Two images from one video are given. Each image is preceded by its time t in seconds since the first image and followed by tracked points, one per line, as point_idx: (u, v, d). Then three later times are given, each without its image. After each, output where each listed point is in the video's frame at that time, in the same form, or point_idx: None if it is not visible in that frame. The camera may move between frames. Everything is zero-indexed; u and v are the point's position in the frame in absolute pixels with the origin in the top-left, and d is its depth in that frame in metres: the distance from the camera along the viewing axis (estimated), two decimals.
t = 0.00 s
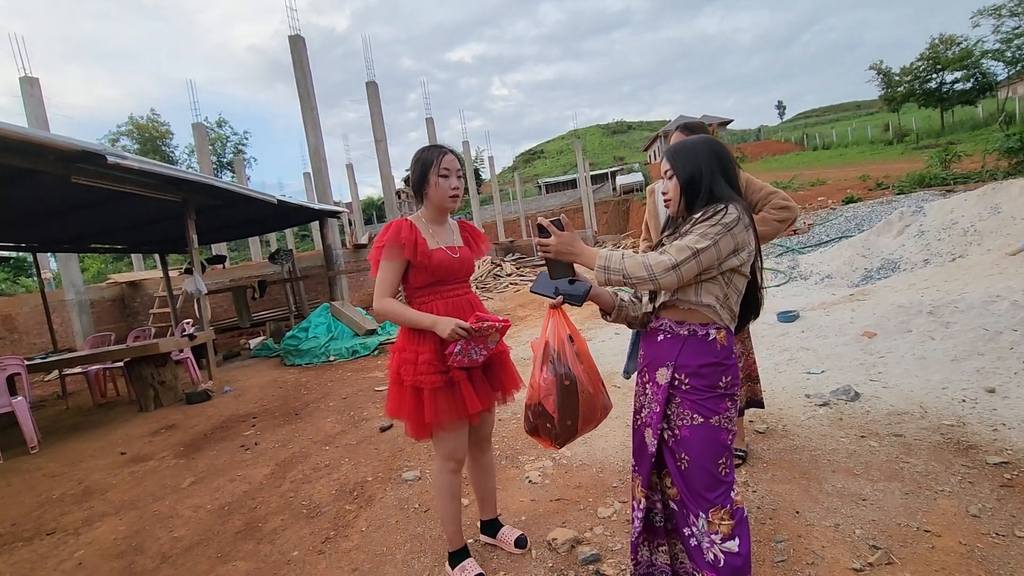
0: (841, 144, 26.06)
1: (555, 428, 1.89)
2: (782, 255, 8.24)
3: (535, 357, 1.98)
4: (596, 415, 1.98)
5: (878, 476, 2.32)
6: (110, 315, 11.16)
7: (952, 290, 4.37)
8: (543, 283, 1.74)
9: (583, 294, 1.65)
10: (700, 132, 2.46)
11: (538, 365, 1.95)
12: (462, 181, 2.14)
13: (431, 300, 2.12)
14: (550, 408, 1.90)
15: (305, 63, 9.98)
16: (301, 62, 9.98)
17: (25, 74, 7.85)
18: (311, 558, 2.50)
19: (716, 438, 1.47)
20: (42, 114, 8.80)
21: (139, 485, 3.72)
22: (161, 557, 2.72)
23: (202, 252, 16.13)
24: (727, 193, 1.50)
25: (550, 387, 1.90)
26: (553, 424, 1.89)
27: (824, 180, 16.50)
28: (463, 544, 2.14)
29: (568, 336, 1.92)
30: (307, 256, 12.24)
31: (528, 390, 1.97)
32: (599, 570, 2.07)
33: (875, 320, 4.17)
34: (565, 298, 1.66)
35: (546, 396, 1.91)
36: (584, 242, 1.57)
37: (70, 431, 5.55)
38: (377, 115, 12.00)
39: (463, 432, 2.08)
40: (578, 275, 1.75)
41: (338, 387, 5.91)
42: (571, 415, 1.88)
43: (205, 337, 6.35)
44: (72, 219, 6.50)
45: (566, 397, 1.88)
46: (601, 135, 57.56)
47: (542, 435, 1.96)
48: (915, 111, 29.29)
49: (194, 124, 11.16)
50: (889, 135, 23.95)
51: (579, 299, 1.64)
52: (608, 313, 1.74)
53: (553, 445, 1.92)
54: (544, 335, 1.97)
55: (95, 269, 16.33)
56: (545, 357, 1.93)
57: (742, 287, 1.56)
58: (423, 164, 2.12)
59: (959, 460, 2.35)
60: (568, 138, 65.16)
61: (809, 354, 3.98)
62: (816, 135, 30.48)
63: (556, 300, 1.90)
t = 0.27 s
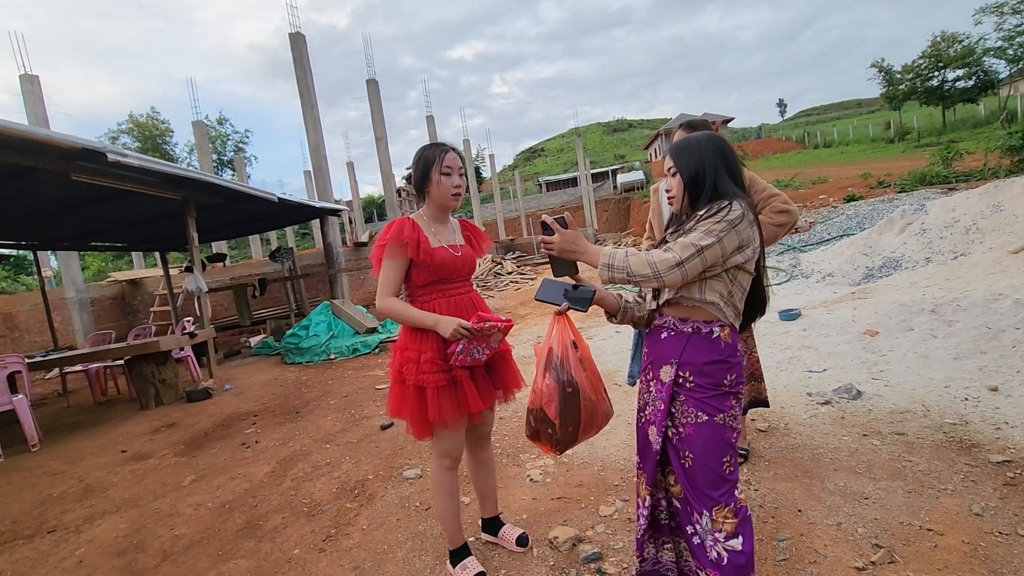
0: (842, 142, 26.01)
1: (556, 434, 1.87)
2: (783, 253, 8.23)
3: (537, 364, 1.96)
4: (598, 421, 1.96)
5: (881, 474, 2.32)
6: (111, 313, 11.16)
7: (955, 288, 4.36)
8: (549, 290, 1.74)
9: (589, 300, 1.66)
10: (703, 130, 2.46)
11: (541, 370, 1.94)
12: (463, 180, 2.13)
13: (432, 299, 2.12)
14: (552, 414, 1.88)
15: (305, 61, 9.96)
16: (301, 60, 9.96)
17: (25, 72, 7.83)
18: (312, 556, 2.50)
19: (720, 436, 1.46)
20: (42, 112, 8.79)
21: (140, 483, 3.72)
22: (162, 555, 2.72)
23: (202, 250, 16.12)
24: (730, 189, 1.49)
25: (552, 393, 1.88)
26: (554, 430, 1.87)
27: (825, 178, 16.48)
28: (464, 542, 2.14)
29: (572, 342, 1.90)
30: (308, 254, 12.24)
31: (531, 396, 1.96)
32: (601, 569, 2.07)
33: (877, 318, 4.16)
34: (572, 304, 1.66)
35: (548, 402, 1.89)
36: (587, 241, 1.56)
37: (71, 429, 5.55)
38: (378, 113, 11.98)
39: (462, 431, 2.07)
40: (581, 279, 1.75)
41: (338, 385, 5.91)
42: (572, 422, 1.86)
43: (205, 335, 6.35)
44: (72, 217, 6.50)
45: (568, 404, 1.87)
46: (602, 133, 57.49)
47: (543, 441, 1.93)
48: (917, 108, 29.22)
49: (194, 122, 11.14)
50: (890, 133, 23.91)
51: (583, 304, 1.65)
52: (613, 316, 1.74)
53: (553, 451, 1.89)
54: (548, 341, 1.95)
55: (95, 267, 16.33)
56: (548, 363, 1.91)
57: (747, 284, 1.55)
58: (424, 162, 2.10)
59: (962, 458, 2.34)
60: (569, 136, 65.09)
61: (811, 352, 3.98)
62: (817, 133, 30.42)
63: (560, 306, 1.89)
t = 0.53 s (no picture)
0: (843, 141, 25.98)
1: (556, 438, 1.86)
2: (783, 252, 8.22)
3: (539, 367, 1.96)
4: (600, 426, 1.94)
5: (882, 473, 2.31)
6: (111, 311, 11.16)
7: (956, 287, 4.35)
8: (551, 296, 1.73)
9: (591, 303, 1.67)
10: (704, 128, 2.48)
11: (541, 374, 1.94)
12: (465, 181, 2.12)
13: (433, 298, 2.11)
14: (550, 417, 1.88)
15: (305, 59, 9.94)
16: (301, 58, 9.95)
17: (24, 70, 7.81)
18: (313, 554, 2.50)
19: (722, 434, 1.46)
20: (42, 109, 8.78)
21: (141, 481, 3.73)
22: (163, 553, 2.72)
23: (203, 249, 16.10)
24: (733, 186, 1.49)
25: (551, 396, 1.88)
26: (552, 434, 1.87)
27: (826, 177, 16.46)
28: (465, 540, 2.14)
29: (574, 347, 1.89)
30: (308, 253, 12.23)
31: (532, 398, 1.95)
32: (601, 567, 2.07)
33: (879, 317, 4.16)
34: (575, 308, 1.68)
35: (547, 406, 1.89)
36: (590, 238, 1.55)
37: (71, 427, 5.55)
38: (378, 111, 11.96)
39: (462, 430, 2.07)
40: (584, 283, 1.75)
41: (339, 383, 5.91)
42: (571, 426, 1.85)
43: (206, 333, 6.35)
44: (73, 215, 6.49)
45: (566, 407, 1.86)
46: (602, 132, 57.43)
47: (542, 444, 1.94)
48: (918, 107, 29.20)
49: (194, 120, 11.13)
50: (891, 132, 23.88)
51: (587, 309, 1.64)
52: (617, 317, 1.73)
53: (552, 454, 1.90)
54: (549, 345, 1.95)
55: (96, 265, 16.32)
56: (548, 367, 1.91)
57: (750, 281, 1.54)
58: (423, 164, 2.10)
59: (964, 457, 2.33)
60: (569, 135, 65.05)
61: (812, 351, 3.98)
62: (818, 132, 30.40)
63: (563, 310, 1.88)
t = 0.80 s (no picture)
0: (844, 139, 25.94)
1: (563, 447, 1.86)
2: (784, 250, 8.22)
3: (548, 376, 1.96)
4: (611, 435, 1.91)
5: (886, 471, 2.31)
6: (112, 309, 11.16)
7: (958, 285, 4.35)
8: (558, 308, 1.72)
9: (599, 309, 1.66)
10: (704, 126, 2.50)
11: (549, 382, 1.93)
12: (468, 178, 2.12)
13: (435, 296, 2.11)
14: (557, 426, 1.88)
15: (306, 57, 9.93)
16: (302, 56, 9.94)
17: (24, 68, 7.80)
18: (316, 552, 2.50)
19: (727, 432, 1.45)
20: (42, 107, 8.77)
21: (143, 478, 3.73)
22: (166, 551, 2.72)
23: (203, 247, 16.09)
24: (738, 182, 1.48)
25: (557, 405, 1.88)
26: (560, 442, 1.86)
27: (827, 175, 16.44)
28: (468, 538, 2.13)
29: (581, 356, 1.87)
30: (309, 251, 12.22)
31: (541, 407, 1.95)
32: (605, 565, 2.07)
33: (881, 315, 4.16)
34: (582, 315, 1.67)
35: (553, 414, 1.89)
36: (594, 234, 1.55)
37: (73, 425, 5.55)
38: (378, 109, 11.95)
39: (463, 429, 2.06)
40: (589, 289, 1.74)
41: (340, 382, 5.90)
42: (578, 435, 1.84)
43: (207, 331, 6.34)
44: (74, 213, 6.49)
45: (572, 417, 1.85)
46: (602, 130, 57.38)
47: (550, 452, 1.94)
48: (918, 106, 29.18)
49: (194, 118, 11.12)
50: (891, 130, 23.86)
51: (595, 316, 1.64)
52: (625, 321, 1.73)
53: (560, 463, 1.89)
54: (559, 354, 1.94)
55: (96, 264, 16.31)
56: (555, 375, 1.91)
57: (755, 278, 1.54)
58: (426, 160, 2.09)
59: (967, 455, 2.33)
60: (569, 133, 65.00)
61: (814, 349, 3.97)
62: (818, 130, 30.37)
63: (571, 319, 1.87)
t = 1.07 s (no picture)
0: (844, 139, 25.93)
1: (574, 459, 1.84)
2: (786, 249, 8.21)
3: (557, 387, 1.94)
4: (622, 446, 1.89)
5: (891, 470, 2.31)
6: (112, 308, 11.15)
7: (961, 284, 4.34)
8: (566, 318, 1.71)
9: (607, 316, 1.66)
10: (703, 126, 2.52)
11: (559, 394, 1.91)
12: (474, 176, 2.11)
13: (437, 294, 2.10)
14: (568, 438, 1.86)
15: (306, 55, 9.92)
16: (302, 54, 9.92)
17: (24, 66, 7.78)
18: (319, 551, 2.49)
19: (733, 430, 1.45)
20: (42, 106, 8.76)
21: (145, 477, 3.72)
22: (168, 549, 2.71)
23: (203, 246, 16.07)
24: (744, 179, 1.47)
25: (568, 417, 1.86)
26: (570, 454, 1.85)
27: (828, 174, 16.43)
28: (473, 537, 2.13)
29: (591, 366, 1.84)
30: (309, 250, 12.21)
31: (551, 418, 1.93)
32: (610, 563, 2.06)
33: (884, 314, 4.15)
34: (592, 325, 1.65)
35: (564, 426, 1.87)
36: (599, 231, 1.54)
37: (74, 424, 5.54)
38: (378, 108, 11.93)
39: (466, 428, 2.06)
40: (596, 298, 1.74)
41: (341, 381, 5.89)
42: (589, 448, 1.82)
43: (208, 330, 6.33)
44: (74, 212, 6.47)
45: (583, 429, 1.83)
46: (603, 130, 57.36)
47: (562, 464, 1.92)
48: (919, 105, 29.18)
49: (195, 117, 11.10)
50: (892, 129, 23.86)
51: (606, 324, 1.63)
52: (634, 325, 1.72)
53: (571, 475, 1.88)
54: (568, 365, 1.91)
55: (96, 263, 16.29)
56: (564, 387, 1.89)
57: (761, 275, 1.53)
58: (431, 157, 2.08)
59: (972, 454, 2.33)
60: (569, 133, 64.95)
61: (817, 348, 3.97)
62: (819, 130, 30.36)
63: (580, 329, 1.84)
